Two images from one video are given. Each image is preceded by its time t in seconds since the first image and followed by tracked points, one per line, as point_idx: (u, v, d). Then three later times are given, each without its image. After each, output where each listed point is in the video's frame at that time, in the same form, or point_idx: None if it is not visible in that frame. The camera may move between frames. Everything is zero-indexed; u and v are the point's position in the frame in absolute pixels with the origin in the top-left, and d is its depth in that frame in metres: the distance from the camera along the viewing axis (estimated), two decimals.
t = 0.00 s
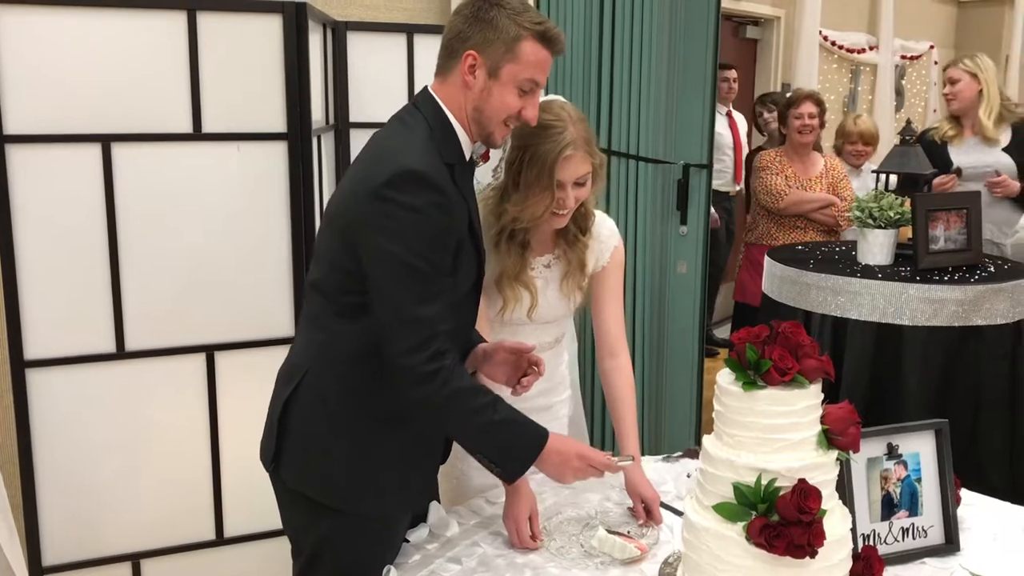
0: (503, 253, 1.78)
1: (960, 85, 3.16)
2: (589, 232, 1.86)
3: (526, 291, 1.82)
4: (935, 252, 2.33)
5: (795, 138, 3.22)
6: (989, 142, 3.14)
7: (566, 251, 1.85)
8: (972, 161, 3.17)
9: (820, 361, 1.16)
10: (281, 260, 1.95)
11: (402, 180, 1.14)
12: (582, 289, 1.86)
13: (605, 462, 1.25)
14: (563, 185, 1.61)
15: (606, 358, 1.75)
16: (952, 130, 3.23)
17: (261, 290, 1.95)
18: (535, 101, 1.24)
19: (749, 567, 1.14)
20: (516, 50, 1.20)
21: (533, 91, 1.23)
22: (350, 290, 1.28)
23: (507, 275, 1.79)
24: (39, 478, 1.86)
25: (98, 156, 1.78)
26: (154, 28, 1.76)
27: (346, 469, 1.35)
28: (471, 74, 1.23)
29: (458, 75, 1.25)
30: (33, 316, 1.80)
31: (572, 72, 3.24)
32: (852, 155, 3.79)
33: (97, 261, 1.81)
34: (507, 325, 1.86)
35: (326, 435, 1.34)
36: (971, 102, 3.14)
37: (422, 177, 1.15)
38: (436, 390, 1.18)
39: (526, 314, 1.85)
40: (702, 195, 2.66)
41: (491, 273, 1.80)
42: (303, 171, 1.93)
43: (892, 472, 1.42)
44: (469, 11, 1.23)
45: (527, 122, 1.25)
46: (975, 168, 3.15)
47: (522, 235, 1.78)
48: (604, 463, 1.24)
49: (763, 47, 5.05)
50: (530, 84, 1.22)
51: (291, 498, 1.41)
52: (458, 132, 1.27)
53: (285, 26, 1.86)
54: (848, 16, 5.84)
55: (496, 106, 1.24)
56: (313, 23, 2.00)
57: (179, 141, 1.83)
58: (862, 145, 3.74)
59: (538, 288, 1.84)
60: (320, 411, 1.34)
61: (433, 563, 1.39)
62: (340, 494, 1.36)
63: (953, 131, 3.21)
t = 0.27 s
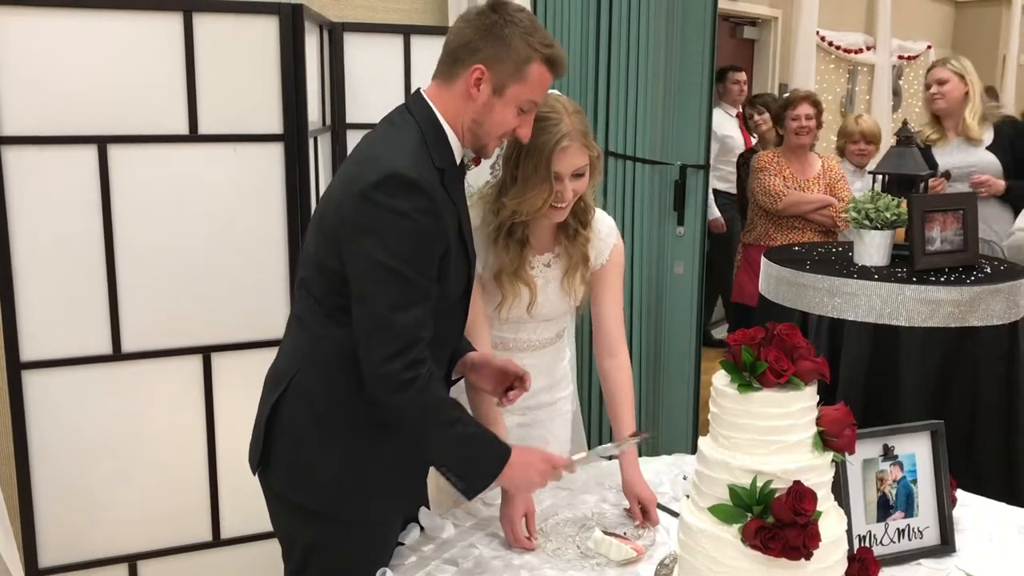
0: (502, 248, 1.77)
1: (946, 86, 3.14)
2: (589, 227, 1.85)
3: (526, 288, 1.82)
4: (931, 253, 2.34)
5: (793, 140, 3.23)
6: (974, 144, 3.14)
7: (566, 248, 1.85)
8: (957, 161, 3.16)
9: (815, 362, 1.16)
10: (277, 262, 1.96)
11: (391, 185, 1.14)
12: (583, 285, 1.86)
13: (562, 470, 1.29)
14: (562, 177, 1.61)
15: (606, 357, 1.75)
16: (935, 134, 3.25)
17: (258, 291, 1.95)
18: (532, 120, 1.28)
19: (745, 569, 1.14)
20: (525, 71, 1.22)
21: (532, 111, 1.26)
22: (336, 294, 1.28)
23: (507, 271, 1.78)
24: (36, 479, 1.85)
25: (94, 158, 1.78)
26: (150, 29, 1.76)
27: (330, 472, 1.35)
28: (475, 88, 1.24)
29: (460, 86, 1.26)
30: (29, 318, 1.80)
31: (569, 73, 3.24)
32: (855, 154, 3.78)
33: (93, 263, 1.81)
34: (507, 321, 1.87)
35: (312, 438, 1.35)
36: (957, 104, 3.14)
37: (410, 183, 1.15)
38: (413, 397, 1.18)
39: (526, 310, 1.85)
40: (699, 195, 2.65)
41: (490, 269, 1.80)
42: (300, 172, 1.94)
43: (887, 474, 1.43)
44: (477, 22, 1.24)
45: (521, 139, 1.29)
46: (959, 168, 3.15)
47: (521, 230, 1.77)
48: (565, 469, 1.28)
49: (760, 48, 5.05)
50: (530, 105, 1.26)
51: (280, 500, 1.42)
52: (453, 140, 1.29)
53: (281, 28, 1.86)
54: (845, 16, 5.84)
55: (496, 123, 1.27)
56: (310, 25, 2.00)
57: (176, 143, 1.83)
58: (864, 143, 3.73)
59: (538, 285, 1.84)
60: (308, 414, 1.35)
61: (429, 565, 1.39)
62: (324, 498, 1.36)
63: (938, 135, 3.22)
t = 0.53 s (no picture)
0: (500, 249, 1.78)
1: (928, 88, 3.12)
2: (587, 230, 1.86)
3: (523, 288, 1.82)
4: (928, 255, 2.34)
5: (789, 141, 3.24)
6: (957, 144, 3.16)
7: (564, 250, 1.86)
8: (940, 161, 3.18)
9: (811, 365, 1.16)
10: (275, 263, 1.96)
11: (398, 197, 1.16)
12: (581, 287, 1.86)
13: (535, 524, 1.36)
14: (558, 186, 1.62)
15: (607, 359, 1.76)
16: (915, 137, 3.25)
17: (255, 293, 1.95)
18: (532, 133, 1.33)
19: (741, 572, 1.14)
20: (532, 86, 1.27)
21: (533, 125, 1.31)
22: (335, 301, 1.29)
23: (505, 271, 1.78)
24: (34, 482, 1.85)
25: (92, 160, 1.78)
26: (148, 31, 1.77)
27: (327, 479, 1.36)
28: (481, 99, 1.28)
29: (465, 97, 1.29)
30: (26, 320, 1.79)
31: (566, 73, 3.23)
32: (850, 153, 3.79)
33: (91, 264, 1.81)
34: (506, 322, 1.87)
35: (309, 445, 1.35)
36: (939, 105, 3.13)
37: (417, 195, 1.16)
38: (422, 409, 1.20)
39: (523, 310, 1.85)
40: (696, 197, 2.65)
41: (488, 270, 1.80)
42: (298, 174, 1.94)
43: (884, 476, 1.43)
44: (487, 35, 1.27)
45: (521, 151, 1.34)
46: (944, 169, 3.17)
47: (517, 232, 1.79)
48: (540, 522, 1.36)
49: (758, 48, 5.05)
50: (532, 119, 1.30)
51: (269, 504, 1.42)
52: (454, 147, 1.31)
53: (279, 30, 1.86)
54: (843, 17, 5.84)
55: (499, 134, 1.31)
56: (307, 26, 2.01)
57: (173, 145, 1.83)
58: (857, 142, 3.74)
59: (536, 286, 1.84)
60: (304, 421, 1.35)
61: (426, 568, 1.39)
62: (319, 504, 1.37)
63: (920, 137, 3.22)
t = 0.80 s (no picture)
0: (494, 248, 1.79)
1: (915, 92, 3.14)
2: (581, 230, 1.86)
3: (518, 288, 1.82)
4: (925, 257, 2.34)
5: (785, 143, 3.23)
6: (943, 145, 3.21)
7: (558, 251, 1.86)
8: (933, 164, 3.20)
9: (808, 370, 1.17)
10: (272, 267, 1.96)
11: (399, 196, 1.16)
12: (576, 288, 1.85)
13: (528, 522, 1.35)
14: (553, 187, 1.62)
15: (602, 359, 1.75)
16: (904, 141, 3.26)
17: (252, 296, 1.95)
18: (533, 137, 1.34)
19: None
20: (534, 91, 1.28)
21: (535, 130, 1.32)
22: (336, 304, 1.29)
23: (499, 272, 1.79)
24: (30, 485, 1.85)
25: (89, 164, 1.78)
26: (145, 35, 1.76)
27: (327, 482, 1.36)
28: (484, 104, 1.29)
29: (467, 102, 1.29)
30: (23, 324, 1.79)
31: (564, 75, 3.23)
32: (836, 153, 3.79)
33: (88, 268, 1.81)
34: (501, 323, 1.88)
35: (308, 447, 1.35)
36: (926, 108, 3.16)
37: (418, 194, 1.17)
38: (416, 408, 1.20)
39: (519, 309, 1.86)
40: (694, 200, 2.65)
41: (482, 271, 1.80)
42: (295, 177, 1.94)
43: (881, 480, 1.43)
44: (490, 39, 1.28)
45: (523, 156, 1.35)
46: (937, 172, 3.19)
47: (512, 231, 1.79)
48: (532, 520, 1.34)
49: (756, 49, 5.06)
50: (534, 124, 1.31)
51: (268, 509, 1.41)
52: (456, 152, 1.32)
53: (276, 33, 1.86)
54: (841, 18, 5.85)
55: (501, 140, 1.32)
56: (304, 29, 2.00)
57: (171, 148, 1.83)
58: (845, 142, 3.75)
59: (530, 286, 1.84)
60: (304, 423, 1.35)
61: (423, 572, 1.40)
62: (317, 507, 1.37)
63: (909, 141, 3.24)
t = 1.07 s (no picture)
0: (489, 242, 1.83)
1: (911, 93, 3.16)
2: (575, 224, 1.90)
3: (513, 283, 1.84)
4: (923, 259, 2.35)
5: (784, 143, 3.22)
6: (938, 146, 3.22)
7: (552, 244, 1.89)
8: (930, 165, 3.22)
9: (806, 372, 1.16)
10: (271, 268, 1.96)
11: (406, 194, 1.17)
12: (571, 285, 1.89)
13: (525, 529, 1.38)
14: (546, 178, 1.64)
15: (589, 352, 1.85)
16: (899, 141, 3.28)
17: (251, 297, 1.95)
18: (540, 141, 1.36)
19: None
20: (542, 95, 1.29)
21: (542, 133, 1.34)
22: (342, 304, 1.30)
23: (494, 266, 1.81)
24: (29, 487, 1.85)
25: (88, 165, 1.78)
26: (144, 36, 1.76)
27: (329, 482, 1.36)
28: (493, 106, 1.30)
29: (476, 105, 1.31)
30: (21, 325, 1.79)
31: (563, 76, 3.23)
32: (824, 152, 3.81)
33: (86, 270, 1.81)
34: (498, 319, 1.88)
35: (311, 446, 1.36)
36: (921, 109, 3.17)
37: (425, 193, 1.18)
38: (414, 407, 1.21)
39: (514, 305, 1.87)
40: (693, 199, 2.70)
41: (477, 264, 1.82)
42: (293, 178, 1.94)
43: (879, 481, 1.43)
44: (499, 43, 1.30)
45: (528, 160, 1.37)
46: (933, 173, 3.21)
47: (505, 226, 1.84)
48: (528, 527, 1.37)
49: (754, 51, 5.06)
50: (542, 127, 1.33)
51: (272, 508, 1.42)
52: (464, 156, 1.33)
53: (274, 35, 1.86)
54: (839, 19, 5.86)
55: (508, 144, 1.33)
56: (303, 30, 2.00)
57: (169, 150, 1.83)
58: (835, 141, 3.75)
59: (525, 280, 1.86)
60: (307, 423, 1.36)
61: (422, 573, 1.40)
62: (319, 506, 1.38)
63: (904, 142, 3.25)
